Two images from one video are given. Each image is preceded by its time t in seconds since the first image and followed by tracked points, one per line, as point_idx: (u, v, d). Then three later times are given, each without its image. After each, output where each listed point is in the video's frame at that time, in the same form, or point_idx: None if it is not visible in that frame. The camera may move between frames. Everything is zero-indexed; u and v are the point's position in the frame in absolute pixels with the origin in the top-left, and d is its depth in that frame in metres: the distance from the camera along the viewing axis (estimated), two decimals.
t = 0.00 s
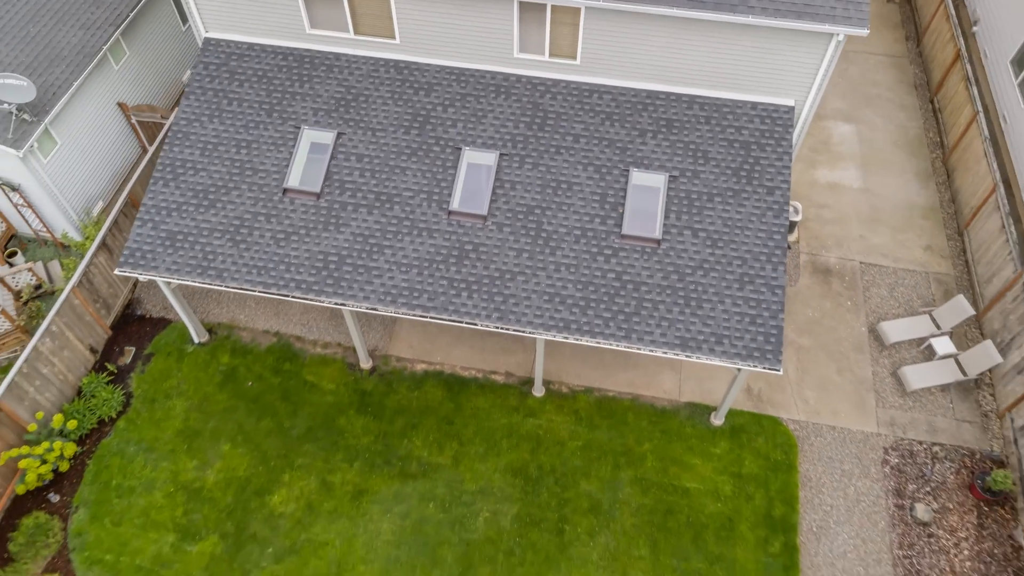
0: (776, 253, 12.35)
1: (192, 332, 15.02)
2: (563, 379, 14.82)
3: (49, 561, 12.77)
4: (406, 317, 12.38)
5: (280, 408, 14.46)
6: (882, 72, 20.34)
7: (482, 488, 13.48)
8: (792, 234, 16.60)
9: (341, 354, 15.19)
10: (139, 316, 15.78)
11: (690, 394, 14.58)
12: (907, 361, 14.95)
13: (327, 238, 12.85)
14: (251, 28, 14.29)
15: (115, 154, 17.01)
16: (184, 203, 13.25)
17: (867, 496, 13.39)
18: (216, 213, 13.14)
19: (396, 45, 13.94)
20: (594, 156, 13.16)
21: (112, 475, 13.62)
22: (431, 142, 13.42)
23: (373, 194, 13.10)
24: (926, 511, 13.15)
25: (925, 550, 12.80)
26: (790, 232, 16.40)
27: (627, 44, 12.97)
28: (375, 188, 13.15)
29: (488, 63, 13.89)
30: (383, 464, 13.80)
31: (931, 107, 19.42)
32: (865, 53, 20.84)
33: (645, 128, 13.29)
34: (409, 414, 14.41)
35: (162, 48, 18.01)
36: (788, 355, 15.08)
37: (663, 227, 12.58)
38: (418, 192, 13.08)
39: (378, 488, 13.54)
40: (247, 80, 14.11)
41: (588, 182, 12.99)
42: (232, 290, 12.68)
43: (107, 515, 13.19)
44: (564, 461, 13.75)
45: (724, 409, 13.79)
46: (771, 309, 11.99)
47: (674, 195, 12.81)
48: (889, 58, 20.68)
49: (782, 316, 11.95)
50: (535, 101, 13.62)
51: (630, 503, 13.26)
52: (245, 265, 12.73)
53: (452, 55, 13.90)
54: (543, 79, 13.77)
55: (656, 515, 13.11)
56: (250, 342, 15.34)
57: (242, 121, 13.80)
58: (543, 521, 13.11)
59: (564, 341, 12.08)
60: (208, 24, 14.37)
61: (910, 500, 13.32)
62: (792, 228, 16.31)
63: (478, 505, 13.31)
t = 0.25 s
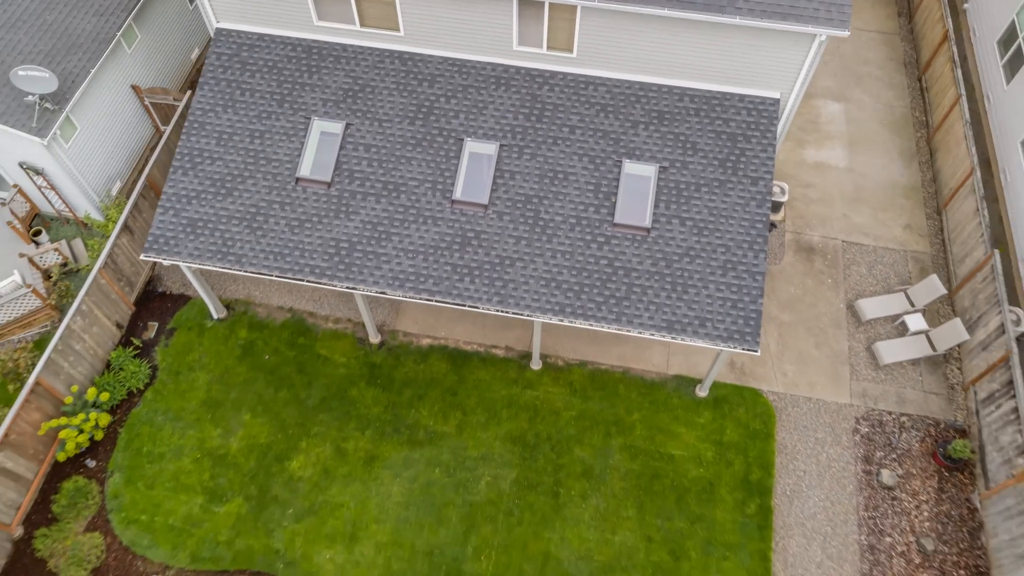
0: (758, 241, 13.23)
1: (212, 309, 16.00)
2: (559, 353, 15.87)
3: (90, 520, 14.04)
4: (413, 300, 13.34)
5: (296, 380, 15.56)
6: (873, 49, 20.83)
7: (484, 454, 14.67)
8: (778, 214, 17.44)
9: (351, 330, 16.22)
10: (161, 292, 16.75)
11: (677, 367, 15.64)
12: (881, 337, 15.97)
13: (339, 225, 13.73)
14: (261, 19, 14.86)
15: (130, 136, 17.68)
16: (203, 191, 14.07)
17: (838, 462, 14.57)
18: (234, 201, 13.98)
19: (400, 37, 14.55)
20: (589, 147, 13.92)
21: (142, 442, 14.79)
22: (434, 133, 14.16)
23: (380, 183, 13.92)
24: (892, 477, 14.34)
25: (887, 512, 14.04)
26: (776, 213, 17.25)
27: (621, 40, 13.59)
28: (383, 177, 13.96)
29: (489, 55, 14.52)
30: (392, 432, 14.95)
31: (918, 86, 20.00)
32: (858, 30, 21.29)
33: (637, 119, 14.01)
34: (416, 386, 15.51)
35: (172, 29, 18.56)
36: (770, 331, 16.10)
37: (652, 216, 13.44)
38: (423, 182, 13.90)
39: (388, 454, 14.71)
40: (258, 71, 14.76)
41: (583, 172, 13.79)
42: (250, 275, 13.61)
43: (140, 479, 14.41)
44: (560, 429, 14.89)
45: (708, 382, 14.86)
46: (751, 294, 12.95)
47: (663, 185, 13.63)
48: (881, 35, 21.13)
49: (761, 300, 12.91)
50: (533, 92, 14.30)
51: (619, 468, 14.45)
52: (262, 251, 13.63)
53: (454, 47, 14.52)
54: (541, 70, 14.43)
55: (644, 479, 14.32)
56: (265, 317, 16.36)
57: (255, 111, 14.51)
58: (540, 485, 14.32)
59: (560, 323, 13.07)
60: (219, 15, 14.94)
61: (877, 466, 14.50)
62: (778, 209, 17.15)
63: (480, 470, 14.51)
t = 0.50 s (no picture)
0: (735, 236, 14.63)
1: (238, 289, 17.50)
2: (555, 330, 17.44)
3: (139, 480, 15.87)
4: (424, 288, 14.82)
5: (317, 355, 17.20)
6: (859, 34, 21.75)
7: (487, 422, 16.39)
8: (760, 199, 18.78)
9: (365, 309, 17.77)
10: (190, 272, 18.24)
11: (662, 343, 17.22)
12: (849, 315, 17.51)
13: (355, 219, 15.09)
14: (278, 22, 15.89)
15: (153, 124, 18.83)
16: (229, 187, 15.39)
17: (804, 430, 16.29)
18: (258, 196, 15.31)
19: (408, 40, 15.61)
20: (583, 147, 15.17)
21: (181, 412, 16.51)
22: (441, 132, 15.39)
23: (392, 180, 15.22)
24: (851, 443, 16.09)
25: (845, 474, 15.83)
26: (758, 198, 18.58)
27: (614, 48, 14.66)
28: (394, 174, 15.25)
29: (490, 58, 15.62)
30: (405, 402, 16.65)
31: (899, 72, 21.01)
32: (845, 15, 22.17)
33: (628, 120, 15.22)
34: (426, 360, 17.13)
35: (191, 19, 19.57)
36: (748, 310, 17.63)
37: (640, 211, 14.80)
38: (431, 179, 15.20)
39: (401, 422, 16.44)
40: (276, 72, 15.88)
41: (577, 170, 15.08)
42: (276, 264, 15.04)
43: (181, 444, 16.18)
44: (555, 400, 16.58)
45: (689, 357, 16.46)
46: (727, 283, 14.41)
47: (650, 183, 14.94)
48: (867, 20, 22.02)
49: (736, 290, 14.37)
50: (532, 94, 15.47)
51: (608, 435, 16.18)
52: (286, 243, 15.03)
53: (458, 50, 15.59)
54: (539, 73, 15.55)
55: (629, 445, 16.06)
56: (287, 297, 17.90)
57: (275, 111, 15.70)
58: (537, 450, 16.08)
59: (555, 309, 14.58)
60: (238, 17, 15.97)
61: (839, 433, 16.23)
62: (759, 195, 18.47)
63: (484, 436, 16.25)
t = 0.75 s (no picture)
0: (712, 228, 16.41)
1: (265, 269, 19.38)
2: (551, 306, 19.37)
3: (185, 440, 18.01)
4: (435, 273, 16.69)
5: (338, 328, 19.20)
6: (840, 23, 23.05)
7: (491, 389, 18.47)
8: (740, 185, 20.48)
9: (380, 287, 19.69)
10: (220, 252, 20.07)
11: (648, 318, 19.18)
12: (817, 293, 19.40)
13: (372, 212, 16.86)
14: (299, 27, 17.34)
15: (181, 114, 20.37)
16: (259, 182, 17.11)
17: (772, 396, 18.37)
18: (285, 191, 17.04)
19: (417, 46, 17.08)
20: (577, 146, 16.82)
21: (218, 379, 18.59)
22: (449, 132, 17.02)
23: (406, 176, 16.93)
24: (813, 408, 18.19)
25: (806, 435, 17.98)
26: (738, 185, 20.31)
27: (605, 58, 16.16)
28: (407, 171, 16.95)
29: (493, 63, 17.13)
30: (417, 372, 18.71)
31: (876, 61, 22.40)
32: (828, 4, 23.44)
33: (618, 122, 16.83)
34: (435, 333, 19.12)
35: (213, 14, 20.96)
36: (726, 288, 19.53)
37: (627, 206, 16.55)
38: (440, 175, 16.91)
39: (415, 389, 18.53)
40: (298, 75, 17.42)
41: (571, 168, 16.76)
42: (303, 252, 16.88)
43: (220, 408, 18.31)
44: (551, 369, 18.63)
45: (671, 332, 18.43)
46: (703, 271, 16.27)
47: (637, 179, 16.64)
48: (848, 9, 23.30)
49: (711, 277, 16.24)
50: (531, 97, 17.03)
51: (598, 400, 18.28)
52: (312, 233, 16.85)
53: (464, 55, 17.08)
54: (538, 77, 17.08)
55: (616, 409, 18.17)
56: (309, 276, 19.79)
57: (297, 111, 17.30)
58: (535, 413, 18.20)
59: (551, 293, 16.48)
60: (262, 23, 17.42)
61: (802, 399, 18.31)
62: (739, 182, 20.18)
63: (488, 401, 18.36)
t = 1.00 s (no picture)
0: (691, 209, 18.47)
1: (290, 241, 21.49)
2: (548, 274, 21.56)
3: (225, 393, 20.44)
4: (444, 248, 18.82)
5: (357, 293, 21.44)
6: (822, 4, 24.52)
7: (494, 348, 20.84)
8: (721, 161, 22.40)
9: (394, 256, 21.84)
10: (248, 224, 22.15)
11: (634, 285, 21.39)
12: (787, 262, 21.57)
13: (388, 193, 18.89)
14: (317, 23, 19.05)
15: (209, 96, 22.11)
16: (286, 165, 19.10)
17: (743, 355, 20.74)
18: (310, 173, 19.03)
19: (427, 41, 18.81)
20: (571, 134, 18.74)
21: (252, 339, 20.95)
22: (456, 121, 18.92)
23: (418, 160, 18.89)
24: (778, 365, 20.58)
25: (772, 389, 20.41)
26: (719, 162, 22.23)
27: (597, 55, 17.93)
28: (419, 156, 18.91)
29: (496, 57, 18.89)
30: (428, 333, 21.05)
31: (853, 41, 23.99)
32: None
33: (608, 112, 18.71)
34: (444, 298, 21.38)
35: None
36: (706, 258, 21.69)
37: (616, 189, 18.57)
38: (448, 160, 18.87)
39: (426, 348, 20.90)
40: (318, 67, 19.21)
41: (566, 154, 18.72)
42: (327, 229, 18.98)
43: (255, 364, 20.71)
44: (547, 331, 20.97)
45: (655, 298, 20.68)
46: (682, 247, 18.40)
47: (624, 164, 18.62)
48: None
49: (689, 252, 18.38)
50: (530, 89, 18.87)
51: (588, 358, 20.67)
52: (334, 212, 18.91)
53: (469, 50, 18.82)
54: (536, 70, 18.87)
55: (605, 366, 20.58)
56: (330, 246, 21.93)
57: (319, 101, 19.15)
58: (533, 369, 20.62)
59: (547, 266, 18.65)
60: (284, 18, 19.12)
61: (769, 357, 20.69)
62: (720, 159, 22.10)
63: (492, 359, 20.76)
